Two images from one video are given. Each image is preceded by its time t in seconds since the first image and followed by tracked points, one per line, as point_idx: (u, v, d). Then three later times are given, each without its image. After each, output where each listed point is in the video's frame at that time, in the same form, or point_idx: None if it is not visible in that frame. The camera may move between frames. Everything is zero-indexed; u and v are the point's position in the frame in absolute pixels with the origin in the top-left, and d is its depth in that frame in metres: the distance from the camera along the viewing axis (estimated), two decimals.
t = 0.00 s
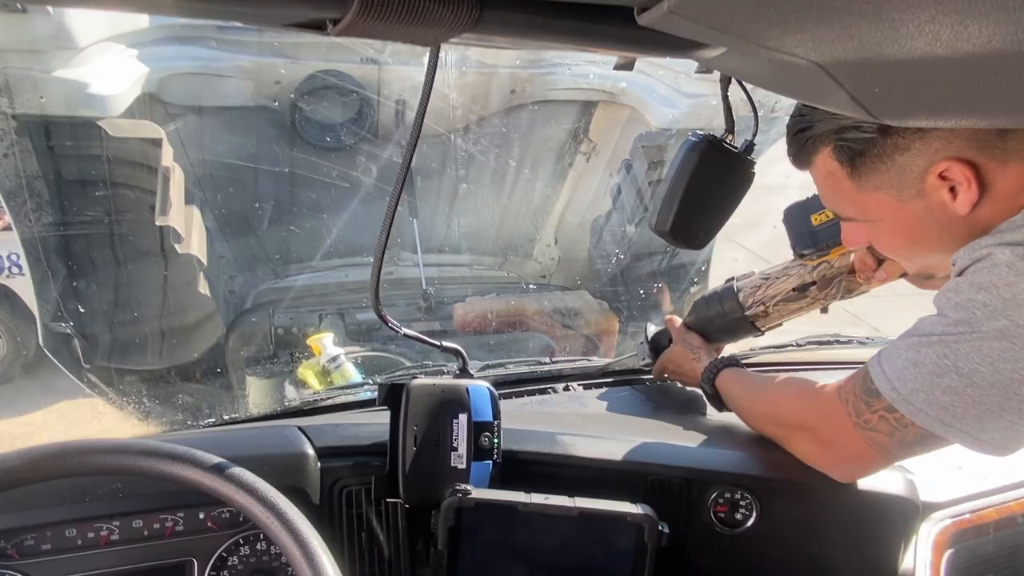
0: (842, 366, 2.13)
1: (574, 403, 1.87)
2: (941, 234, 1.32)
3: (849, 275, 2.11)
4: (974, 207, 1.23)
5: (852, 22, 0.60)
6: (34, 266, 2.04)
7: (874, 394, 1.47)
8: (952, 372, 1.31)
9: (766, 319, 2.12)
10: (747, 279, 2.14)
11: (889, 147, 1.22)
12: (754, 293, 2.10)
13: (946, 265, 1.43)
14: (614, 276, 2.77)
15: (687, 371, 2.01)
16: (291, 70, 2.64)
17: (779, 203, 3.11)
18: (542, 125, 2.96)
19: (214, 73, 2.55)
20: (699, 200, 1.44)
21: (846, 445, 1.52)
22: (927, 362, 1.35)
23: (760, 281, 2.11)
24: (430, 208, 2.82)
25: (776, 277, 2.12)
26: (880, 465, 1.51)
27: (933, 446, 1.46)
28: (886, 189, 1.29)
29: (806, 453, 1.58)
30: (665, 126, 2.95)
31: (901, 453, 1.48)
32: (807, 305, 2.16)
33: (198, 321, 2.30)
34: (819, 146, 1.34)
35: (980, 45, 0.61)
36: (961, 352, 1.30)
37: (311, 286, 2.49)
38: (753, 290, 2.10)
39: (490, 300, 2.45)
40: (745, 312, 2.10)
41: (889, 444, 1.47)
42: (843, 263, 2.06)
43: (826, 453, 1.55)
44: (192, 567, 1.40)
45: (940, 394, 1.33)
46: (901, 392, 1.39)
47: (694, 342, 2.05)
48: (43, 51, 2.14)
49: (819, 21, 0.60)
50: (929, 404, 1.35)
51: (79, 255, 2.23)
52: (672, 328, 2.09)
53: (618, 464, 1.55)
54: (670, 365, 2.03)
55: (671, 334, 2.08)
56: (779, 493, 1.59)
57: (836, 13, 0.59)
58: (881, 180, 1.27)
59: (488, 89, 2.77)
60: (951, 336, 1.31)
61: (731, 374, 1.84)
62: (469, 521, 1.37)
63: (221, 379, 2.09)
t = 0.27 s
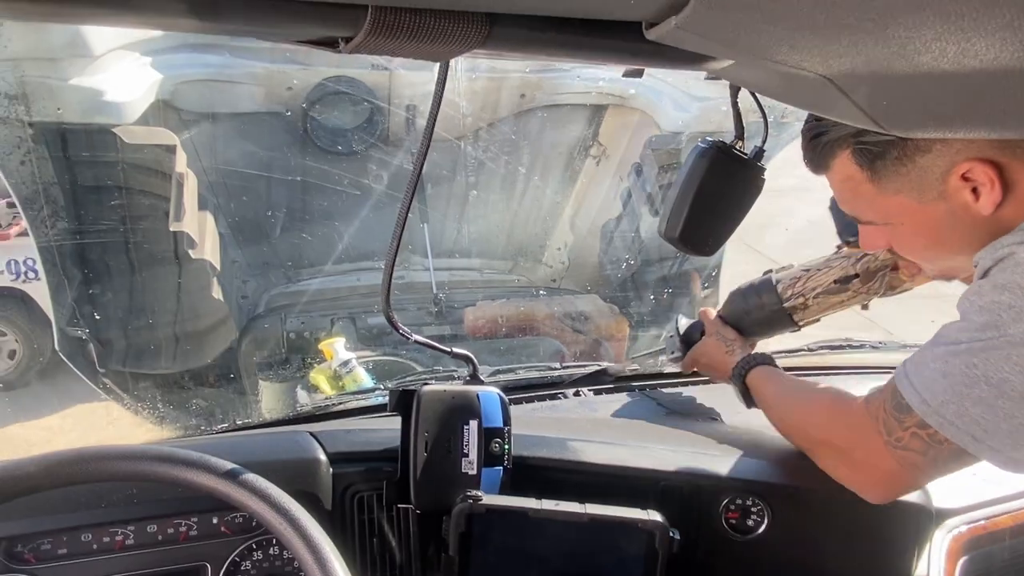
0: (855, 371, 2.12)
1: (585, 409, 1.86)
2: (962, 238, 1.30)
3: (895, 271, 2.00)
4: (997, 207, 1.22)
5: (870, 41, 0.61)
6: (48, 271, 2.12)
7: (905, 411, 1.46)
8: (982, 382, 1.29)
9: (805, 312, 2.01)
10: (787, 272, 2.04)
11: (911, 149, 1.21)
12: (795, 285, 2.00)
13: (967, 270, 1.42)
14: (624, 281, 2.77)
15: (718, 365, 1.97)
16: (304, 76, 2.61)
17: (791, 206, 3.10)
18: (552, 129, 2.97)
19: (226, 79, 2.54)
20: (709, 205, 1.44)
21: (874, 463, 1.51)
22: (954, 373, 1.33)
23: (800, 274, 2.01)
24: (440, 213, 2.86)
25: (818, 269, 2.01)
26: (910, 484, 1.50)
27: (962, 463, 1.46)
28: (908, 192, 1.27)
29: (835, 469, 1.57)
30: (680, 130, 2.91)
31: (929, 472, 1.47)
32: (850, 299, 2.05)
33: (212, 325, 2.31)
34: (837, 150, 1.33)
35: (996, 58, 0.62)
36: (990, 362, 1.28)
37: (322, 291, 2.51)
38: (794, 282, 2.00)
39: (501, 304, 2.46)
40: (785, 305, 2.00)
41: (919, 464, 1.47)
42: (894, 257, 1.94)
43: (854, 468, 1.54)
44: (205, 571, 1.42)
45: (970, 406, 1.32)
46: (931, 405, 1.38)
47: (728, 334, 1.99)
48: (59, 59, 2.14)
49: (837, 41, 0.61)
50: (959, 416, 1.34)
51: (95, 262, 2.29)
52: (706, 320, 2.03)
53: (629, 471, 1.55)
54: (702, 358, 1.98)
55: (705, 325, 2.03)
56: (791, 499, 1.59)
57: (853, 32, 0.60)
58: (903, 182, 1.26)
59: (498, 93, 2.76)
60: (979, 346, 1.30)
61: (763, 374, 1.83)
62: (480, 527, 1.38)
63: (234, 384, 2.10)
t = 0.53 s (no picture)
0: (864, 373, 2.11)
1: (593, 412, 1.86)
2: (959, 245, 1.29)
3: (838, 289, 2.12)
4: (994, 213, 1.20)
5: (870, 44, 0.61)
6: (60, 283, 2.12)
7: (892, 409, 1.49)
8: (974, 387, 1.31)
9: (755, 332, 2.12)
10: (736, 293, 2.13)
11: (904, 156, 1.20)
12: (744, 308, 2.09)
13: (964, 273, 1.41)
14: (631, 284, 2.77)
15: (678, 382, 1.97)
16: (310, 84, 2.60)
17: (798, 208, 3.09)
18: (558, 134, 2.97)
19: (233, 88, 2.54)
20: (714, 209, 1.44)
21: (868, 460, 1.52)
22: (946, 377, 1.35)
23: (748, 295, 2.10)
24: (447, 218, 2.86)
25: (765, 290, 2.11)
26: (892, 475, 1.53)
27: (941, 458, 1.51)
28: (903, 199, 1.26)
29: (831, 469, 1.58)
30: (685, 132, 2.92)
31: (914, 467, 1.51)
32: (796, 319, 2.16)
33: (223, 331, 2.35)
34: (832, 157, 1.32)
35: (997, 60, 0.62)
36: (981, 367, 1.30)
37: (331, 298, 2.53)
38: (742, 306, 2.09)
39: (508, 309, 2.46)
40: (735, 326, 2.10)
41: (908, 457, 1.50)
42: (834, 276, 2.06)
43: (849, 467, 1.55)
44: None
45: (960, 409, 1.34)
46: (921, 407, 1.40)
47: (683, 352, 2.03)
48: (70, 71, 2.16)
49: (837, 44, 0.61)
50: (949, 418, 1.36)
51: (105, 271, 2.31)
52: (660, 341, 2.06)
53: (637, 475, 1.55)
54: (661, 377, 1.98)
55: (661, 345, 2.05)
56: (801, 502, 1.59)
57: (854, 34, 0.60)
58: (897, 189, 1.25)
59: (503, 98, 2.76)
60: (970, 351, 1.31)
61: (730, 385, 1.83)
62: (488, 532, 1.38)
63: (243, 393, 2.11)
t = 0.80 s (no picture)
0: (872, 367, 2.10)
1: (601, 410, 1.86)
2: (962, 228, 1.30)
3: (885, 262, 1.99)
4: (994, 194, 1.21)
5: (861, 19, 0.61)
6: (69, 297, 2.13)
7: (918, 405, 1.44)
8: (995, 369, 1.27)
9: (796, 305, 2.01)
10: (777, 265, 2.03)
11: (902, 141, 1.21)
12: (783, 280, 1.99)
13: (966, 256, 1.42)
14: (637, 286, 2.78)
15: (710, 360, 1.96)
16: (312, 95, 2.66)
17: (801, 205, 3.09)
18: (560, 138, 2.99)
19: (236, 102, 2.59)
20: (714, 203, 1.45)
21: (892, 459, 1.50)
22: (966, 362, 1.32)
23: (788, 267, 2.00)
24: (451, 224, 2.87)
25: (807, 262, 2.01)
26: (926, 474, 1.50)
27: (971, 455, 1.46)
28: (903, 184, 1.27)
29: (856, 471, 1.55)
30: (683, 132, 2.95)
31: (940, 464, 1.47)
32: (841, 291, 2.04)
33: (229, 343, 2.34)
34: (831, 146, 1.34)
35: (996, 37, 0.61)
36: (1001, 349, 1.26)
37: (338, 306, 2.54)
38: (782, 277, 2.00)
39: (514, 313, 2.47)
40: (774, 298, 2.00)
41: (934, 456, 1.46)
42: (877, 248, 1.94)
43: (871, 466, 1.52)
44: None
45: (983, 394, 1.30)
46: (943, 394, 1.36)
47: (720, 326, 1.99)
48: (76, 87, 2.27)
49: (828, 20, 0.62)
50: (971, 406, 1.33)
51: (114, 280, 2.34)
52: (694, 315, 2.07)
53: (646, 470, 1.55)
54: (693, 353, 1.98)
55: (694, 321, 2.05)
56: (810, 493, 1.59)
57: (843, 11, 0.60)
58: (898, 175, 1.26)
59: (502, 99, 2.82)
60: (990, 334, 1.28)
61: (761, 365, 1.82)
62: (497, 529, 1.38)
63: (252, 401, 2.12)
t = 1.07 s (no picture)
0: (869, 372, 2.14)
1: (603, 419, 1.90)
2: (955, 232, 1.35)
3: (823, 292, 2.00)
4: (986, 201, 1.26)
5: (845, 41, 0.69)
6: (74, 320, 2.26)
7: (886, 394, 1.55)
8: (963, 362, 1.38)
9: (742, 340, 2.05)
10: (718, 301, 2.05)
11: (897, 157, 1.24)
12: (729, 316, 2.02)
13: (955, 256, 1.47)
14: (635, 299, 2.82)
15: (671, 391, 1.94)
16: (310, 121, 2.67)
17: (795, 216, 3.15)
18: (555, 156, 3.05)
19: (236, 126, 2.61)
20: (704, 216, 1.50)
21: (862, 446, 1.58)
22: (934, 356, 1.42)
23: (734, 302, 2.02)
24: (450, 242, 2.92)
25: (749, 297, 2.02)
26: (895, 457, 1.59)
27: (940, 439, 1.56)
28: (899, 196, 1.31)
29: (829, 458, 1.62)
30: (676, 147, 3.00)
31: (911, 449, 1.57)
32: (784, 323, 2.05)
33: (232, 365, 2.37)
34: (824, 162, 1.35)
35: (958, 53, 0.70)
36: (968, 344, 1.37)
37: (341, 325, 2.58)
38: (728, 314, 2.02)
39: (514, 329, 2.50)
40: (720, 334, 2.04)
41: (902, 440, 1.56)
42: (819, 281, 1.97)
43: (845, 453, 1.60)
44: None
45: (951, 385, 1.41)
46: (913, 385, 1.47)
47: (675, 360, 2.00)
48: (79, 117, 2.36)
49: (816, 41, 0.68)
50: (942, 398, 1.43)
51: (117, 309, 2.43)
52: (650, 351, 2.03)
53: (649, 476, 1.59)
54: (654, 386, 1.96)
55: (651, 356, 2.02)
56: (810, 495, 1.63)
57: (831, 24, 0.66)
58: (893, 187, 1.30)
59: (501, 121, 2.83)
60: (958, 329, 1.38)
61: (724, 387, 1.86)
62: (505, 537, 1.42)
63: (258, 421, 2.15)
